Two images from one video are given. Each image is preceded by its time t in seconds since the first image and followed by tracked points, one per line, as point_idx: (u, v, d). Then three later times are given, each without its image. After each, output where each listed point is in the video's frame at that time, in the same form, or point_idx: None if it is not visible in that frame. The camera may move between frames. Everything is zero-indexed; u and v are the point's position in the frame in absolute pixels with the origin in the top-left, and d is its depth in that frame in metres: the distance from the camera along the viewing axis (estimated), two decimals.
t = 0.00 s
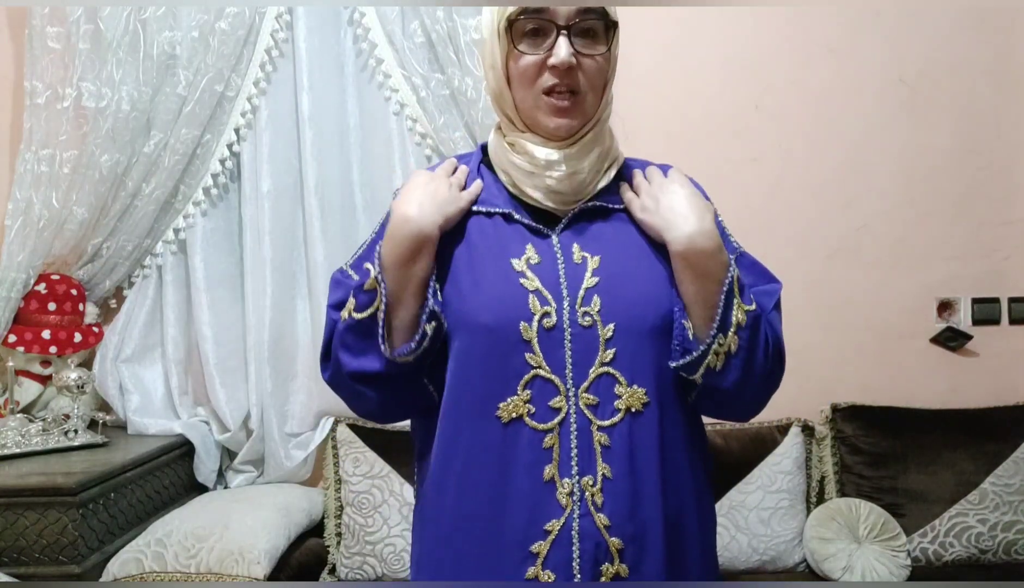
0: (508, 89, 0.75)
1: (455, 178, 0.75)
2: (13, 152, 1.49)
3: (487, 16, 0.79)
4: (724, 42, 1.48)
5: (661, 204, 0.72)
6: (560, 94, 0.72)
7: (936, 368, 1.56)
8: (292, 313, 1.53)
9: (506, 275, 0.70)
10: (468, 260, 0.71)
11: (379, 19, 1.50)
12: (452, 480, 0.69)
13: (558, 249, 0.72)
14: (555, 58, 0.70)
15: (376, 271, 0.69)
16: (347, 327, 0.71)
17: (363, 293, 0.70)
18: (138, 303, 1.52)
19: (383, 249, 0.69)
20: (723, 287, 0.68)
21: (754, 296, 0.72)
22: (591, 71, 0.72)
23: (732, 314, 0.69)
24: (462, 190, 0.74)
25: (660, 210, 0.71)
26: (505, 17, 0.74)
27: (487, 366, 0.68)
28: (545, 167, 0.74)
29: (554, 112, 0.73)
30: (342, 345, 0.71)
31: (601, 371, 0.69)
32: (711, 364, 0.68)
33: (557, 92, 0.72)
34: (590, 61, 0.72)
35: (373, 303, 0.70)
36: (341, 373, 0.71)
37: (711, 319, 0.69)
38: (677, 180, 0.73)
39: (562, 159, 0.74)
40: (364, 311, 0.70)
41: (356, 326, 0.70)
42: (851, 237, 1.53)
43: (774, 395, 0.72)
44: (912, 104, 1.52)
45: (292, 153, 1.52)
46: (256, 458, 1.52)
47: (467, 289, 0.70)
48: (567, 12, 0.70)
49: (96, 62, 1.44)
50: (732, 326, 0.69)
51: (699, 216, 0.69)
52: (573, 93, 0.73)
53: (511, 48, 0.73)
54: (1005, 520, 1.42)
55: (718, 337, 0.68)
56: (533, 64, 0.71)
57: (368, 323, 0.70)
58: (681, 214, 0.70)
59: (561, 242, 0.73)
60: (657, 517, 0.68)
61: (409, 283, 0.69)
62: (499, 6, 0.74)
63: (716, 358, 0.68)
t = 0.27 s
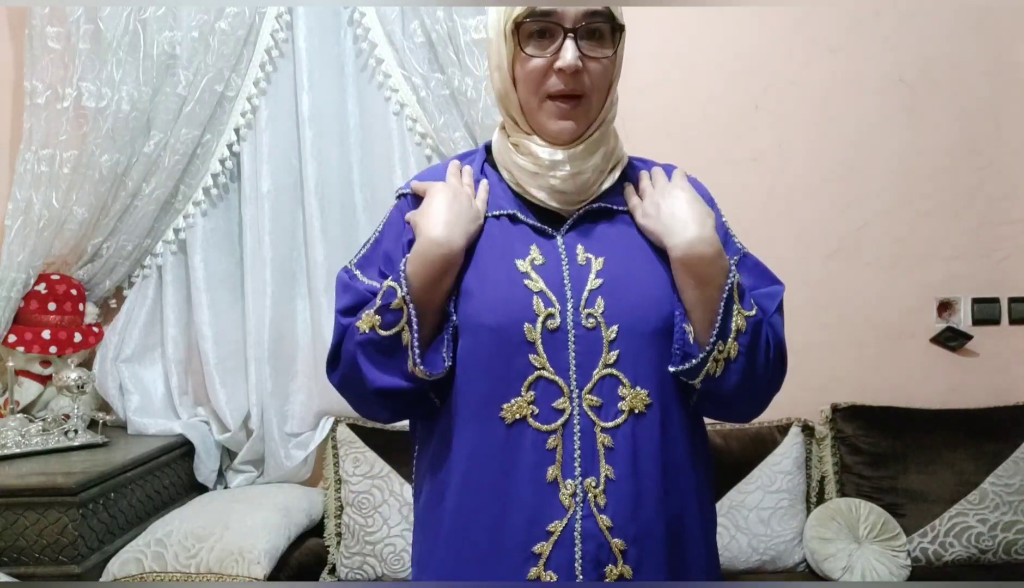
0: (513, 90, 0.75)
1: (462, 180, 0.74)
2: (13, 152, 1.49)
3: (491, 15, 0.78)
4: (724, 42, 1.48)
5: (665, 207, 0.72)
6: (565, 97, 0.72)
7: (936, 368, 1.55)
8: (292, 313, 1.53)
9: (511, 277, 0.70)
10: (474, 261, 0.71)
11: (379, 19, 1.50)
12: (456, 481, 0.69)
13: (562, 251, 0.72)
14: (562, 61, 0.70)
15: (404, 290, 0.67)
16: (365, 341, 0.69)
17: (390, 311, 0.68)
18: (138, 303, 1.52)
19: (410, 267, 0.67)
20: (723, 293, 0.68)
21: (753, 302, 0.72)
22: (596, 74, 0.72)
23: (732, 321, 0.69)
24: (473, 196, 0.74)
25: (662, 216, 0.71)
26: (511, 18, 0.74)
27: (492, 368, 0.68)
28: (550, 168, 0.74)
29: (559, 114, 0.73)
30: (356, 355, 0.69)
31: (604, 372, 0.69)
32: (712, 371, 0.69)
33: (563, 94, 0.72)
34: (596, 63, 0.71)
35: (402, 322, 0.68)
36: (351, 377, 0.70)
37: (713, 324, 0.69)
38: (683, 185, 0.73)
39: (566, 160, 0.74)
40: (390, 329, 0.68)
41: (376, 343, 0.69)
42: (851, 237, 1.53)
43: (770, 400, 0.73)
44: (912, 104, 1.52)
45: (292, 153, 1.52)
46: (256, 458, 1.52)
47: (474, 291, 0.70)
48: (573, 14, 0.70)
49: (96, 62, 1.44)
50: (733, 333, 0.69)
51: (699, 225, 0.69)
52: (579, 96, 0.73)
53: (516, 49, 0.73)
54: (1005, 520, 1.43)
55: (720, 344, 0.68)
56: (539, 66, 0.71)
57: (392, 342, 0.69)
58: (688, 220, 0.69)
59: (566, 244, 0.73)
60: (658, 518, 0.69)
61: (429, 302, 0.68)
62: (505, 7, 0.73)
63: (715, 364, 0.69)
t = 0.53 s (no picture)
0: (514, 89, 0.75)
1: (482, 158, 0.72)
2: (13, 152, 1.49)
3: (493, 13, 0.78)
4: (724, 41, 1.48)
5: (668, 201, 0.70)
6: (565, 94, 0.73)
7: (936, 368, 1.55)
8: (292, 313, 1.53)
9: (511, 270, 0.70)
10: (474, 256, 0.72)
11: (379, 19, 1.50)
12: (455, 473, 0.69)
13: (563, 244, 0.72)
14: (563, 58, 0.70)
15: (401, 282, 0.68)
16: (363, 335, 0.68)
17: (387, 304, 0.68)
18: (138, 303, 1.52)
19: (407, 260, 0.68)
20: (724, 293, 0.68)
21: (754, 300, 0.72)
22: (597, 73, 0.73)
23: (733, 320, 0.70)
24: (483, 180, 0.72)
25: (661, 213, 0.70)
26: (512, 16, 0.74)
27: (492, 360, 0.69)
28: (551, 163, 0.74)
29: (560, 111, 0.73)
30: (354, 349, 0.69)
31: (603, 365, 0.69)
32: (714, 369, 0.69)
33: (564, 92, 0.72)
34: (596, 62, 0.72)
35: (397, 315, 0.68)
36: (350, 371, 0.70)
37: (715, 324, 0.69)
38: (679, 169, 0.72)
39: (567, 156, 0.74)
40: (384, 322, 0.68)
41: (372, 337, 0.68)
42: (851, 236, 1.53)
43: (771, 397, 0.73)
44: (912, 103, 1.52)
45: (292, 153, 1.52)
46: (256, 458, 1.52)
47: (475, 284, 0.70)
48: (574, 13, 0.70)
49: (96, 62, 1.44)
50: (734, 332, 0.69)
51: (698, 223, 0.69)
52: (579, 94, 0.73)
53: (518, 47, 0.73)
54: (1005, 521, 1.44)
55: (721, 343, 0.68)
56: (540, 63, 0.71)
57: (387, 336, 0.68)
58: (689, 220, 0.69)
59: (567, 237, 0.73)
60: (656, 512, 0.69)
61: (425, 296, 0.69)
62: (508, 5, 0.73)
63: (718, 363, 0.69)
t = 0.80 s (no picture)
0: (512, 86, 0.76)
1: (526, 166, 0.69)
2: (13, 152, 1.49)
3: (492, 17, 0.79)
4: (724, 41, 1.49)
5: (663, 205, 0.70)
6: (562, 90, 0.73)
7: (936, 368, 1.55)
8: (292, 313, 1.53)
9: (509, 266, 0.70)
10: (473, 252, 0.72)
11: (379, 19, 1.50)
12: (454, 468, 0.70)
13: (561, 239, 0.72)
14: (559, 54, 0.70)
15: (406, 287, 0.68)
16: (365, 336, 0.69)
17: (390, 307, 0.69)
18: (138, 303, 1.52)
19: (413, 262, 0.68)
20: (722, 298, 0.68)
21: (751, 303, 0.72)
22: (593, 68, 0.72)
23: (732, 322, 0.69)
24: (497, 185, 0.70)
25: (659, 218, 0.69)
26: (510, 14, 0.74)
27: (490, 354, 0.69)
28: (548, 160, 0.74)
29: (557, 107, 0.74)
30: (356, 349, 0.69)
31: (601, 361, 0.69)
32: (712, 374, 0.69)
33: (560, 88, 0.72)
34: (592, 58, 0.72)
35: (401, 319, 0.68)
36: (349, 369, 0.70)
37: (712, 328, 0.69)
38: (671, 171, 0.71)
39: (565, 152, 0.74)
40: (388, 325, 0.69)
41: (376, 340, 0.69)
42: (851, 236, 1.53)
43: (768, 396, 0.73)
44: (911, 103, 1.52)
45: (292, 153, 1.52)
46: (256, 458, 1.52)
47: (474, 280, 0.71)
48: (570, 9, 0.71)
49: (96, 62, 1.44)
50: (731, 335, 0.69)
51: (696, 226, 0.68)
52: (576, 89, 0.73)
53: (515, 44, 0.73)
54: (1005, 520, 1.43)
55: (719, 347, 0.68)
56: (537, 60, 0.71)
57: (389, 338, 0.69)
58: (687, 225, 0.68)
59: (565, 233, 0.73)
60: (654, 507, 0.69)
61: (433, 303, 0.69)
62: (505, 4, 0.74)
63: (716, 368, 0.69)
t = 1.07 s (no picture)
0: (506, 85, 0.75)
1: (520, 178, 0.72)
2: (13, 152, 1.49)
3: (486, 15, 0.79)
4: (724, 41, 1.49)
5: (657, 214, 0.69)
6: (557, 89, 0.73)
7: (937, 368, 1.54)
8: (292, 313, 1.53)
9: (504, 265, 0.70)
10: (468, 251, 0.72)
11: (379, 19, 1.50)
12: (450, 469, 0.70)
13: (557, 238, 0.72)
14: (553, 52, 0.70)
15: (399, 289, 0.68)
16: (359, 339, 0.69)
17: (384, 310, 0.69)
18: (138, 303, 1.52)
19: (406, 264, 0.68)
20: (720, 302, 0.68)
21: (751, 306, 0.72)
22: (588, 66, 0.72)
23: (731, 326, 0.69)
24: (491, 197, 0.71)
25: (654, 227, 0.69)
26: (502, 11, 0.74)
27: (486, 355, 0.69)
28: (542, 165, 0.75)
29: (552, 106, 0.74)
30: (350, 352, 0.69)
31: (598, 361, 0.69)
32: (715, 380, 0.69)
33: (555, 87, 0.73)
34: (587, 55, 0.72)
35: (394, 321, 0.68)
36: (344, 371, 0.70)
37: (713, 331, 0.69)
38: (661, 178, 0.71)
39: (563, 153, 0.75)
40: (382, 328, 0.69)
41: (369, 342, 0.69)
42: (851, 236, 1.53)
43: (764, 392, 0.74)
44: (912, 103, 1.52)
45: (292, 153, 1.51)
46: (256, 458, 1.50)
47: (469, 280, 0.70)
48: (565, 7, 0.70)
49: (96, 62, 1.44)
50: (731, 338, 0.69)
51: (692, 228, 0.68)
52: (571, 88, 0.73)
53: (509, 42, 0.73)
54: (1005, 521, 1.45)
55: (720, 353, 0.68)
56: (531, 58, 0.71)
57: (383, 340, 0.69)
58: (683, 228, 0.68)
59: (560, 232, 0.73)
60: (650, 508, 0.69)
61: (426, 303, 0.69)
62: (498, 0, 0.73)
63: (718, 373, 0.69)
